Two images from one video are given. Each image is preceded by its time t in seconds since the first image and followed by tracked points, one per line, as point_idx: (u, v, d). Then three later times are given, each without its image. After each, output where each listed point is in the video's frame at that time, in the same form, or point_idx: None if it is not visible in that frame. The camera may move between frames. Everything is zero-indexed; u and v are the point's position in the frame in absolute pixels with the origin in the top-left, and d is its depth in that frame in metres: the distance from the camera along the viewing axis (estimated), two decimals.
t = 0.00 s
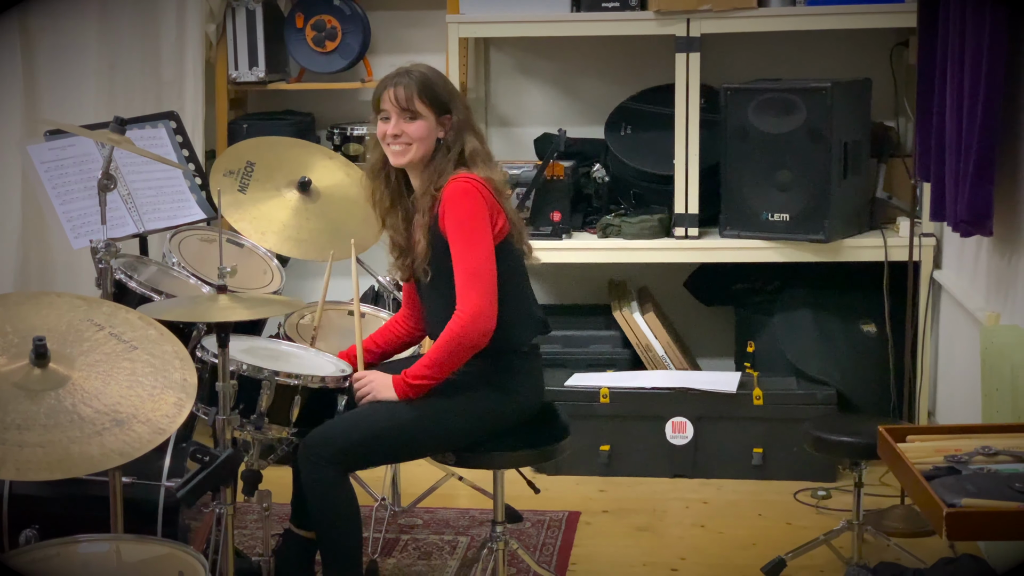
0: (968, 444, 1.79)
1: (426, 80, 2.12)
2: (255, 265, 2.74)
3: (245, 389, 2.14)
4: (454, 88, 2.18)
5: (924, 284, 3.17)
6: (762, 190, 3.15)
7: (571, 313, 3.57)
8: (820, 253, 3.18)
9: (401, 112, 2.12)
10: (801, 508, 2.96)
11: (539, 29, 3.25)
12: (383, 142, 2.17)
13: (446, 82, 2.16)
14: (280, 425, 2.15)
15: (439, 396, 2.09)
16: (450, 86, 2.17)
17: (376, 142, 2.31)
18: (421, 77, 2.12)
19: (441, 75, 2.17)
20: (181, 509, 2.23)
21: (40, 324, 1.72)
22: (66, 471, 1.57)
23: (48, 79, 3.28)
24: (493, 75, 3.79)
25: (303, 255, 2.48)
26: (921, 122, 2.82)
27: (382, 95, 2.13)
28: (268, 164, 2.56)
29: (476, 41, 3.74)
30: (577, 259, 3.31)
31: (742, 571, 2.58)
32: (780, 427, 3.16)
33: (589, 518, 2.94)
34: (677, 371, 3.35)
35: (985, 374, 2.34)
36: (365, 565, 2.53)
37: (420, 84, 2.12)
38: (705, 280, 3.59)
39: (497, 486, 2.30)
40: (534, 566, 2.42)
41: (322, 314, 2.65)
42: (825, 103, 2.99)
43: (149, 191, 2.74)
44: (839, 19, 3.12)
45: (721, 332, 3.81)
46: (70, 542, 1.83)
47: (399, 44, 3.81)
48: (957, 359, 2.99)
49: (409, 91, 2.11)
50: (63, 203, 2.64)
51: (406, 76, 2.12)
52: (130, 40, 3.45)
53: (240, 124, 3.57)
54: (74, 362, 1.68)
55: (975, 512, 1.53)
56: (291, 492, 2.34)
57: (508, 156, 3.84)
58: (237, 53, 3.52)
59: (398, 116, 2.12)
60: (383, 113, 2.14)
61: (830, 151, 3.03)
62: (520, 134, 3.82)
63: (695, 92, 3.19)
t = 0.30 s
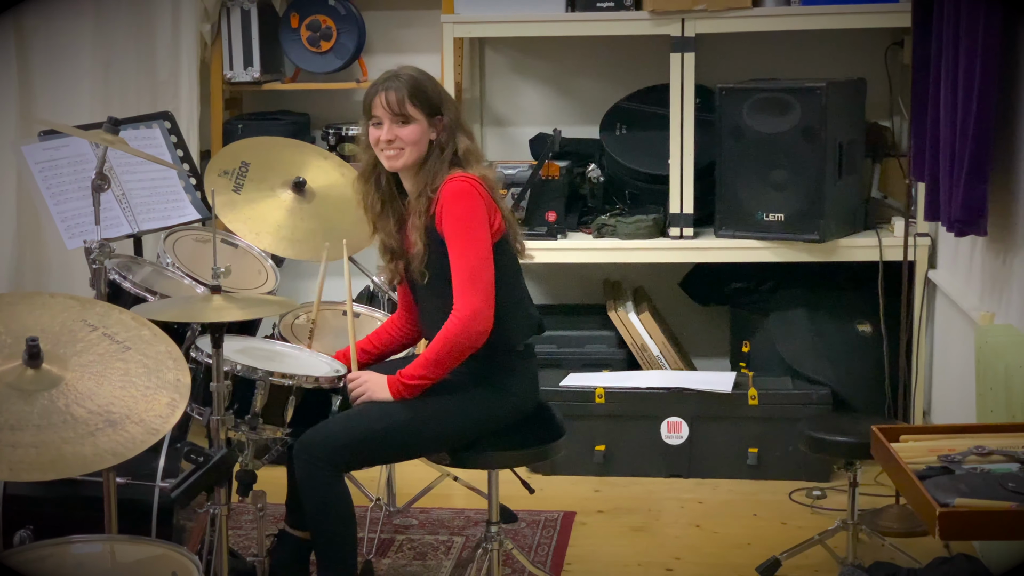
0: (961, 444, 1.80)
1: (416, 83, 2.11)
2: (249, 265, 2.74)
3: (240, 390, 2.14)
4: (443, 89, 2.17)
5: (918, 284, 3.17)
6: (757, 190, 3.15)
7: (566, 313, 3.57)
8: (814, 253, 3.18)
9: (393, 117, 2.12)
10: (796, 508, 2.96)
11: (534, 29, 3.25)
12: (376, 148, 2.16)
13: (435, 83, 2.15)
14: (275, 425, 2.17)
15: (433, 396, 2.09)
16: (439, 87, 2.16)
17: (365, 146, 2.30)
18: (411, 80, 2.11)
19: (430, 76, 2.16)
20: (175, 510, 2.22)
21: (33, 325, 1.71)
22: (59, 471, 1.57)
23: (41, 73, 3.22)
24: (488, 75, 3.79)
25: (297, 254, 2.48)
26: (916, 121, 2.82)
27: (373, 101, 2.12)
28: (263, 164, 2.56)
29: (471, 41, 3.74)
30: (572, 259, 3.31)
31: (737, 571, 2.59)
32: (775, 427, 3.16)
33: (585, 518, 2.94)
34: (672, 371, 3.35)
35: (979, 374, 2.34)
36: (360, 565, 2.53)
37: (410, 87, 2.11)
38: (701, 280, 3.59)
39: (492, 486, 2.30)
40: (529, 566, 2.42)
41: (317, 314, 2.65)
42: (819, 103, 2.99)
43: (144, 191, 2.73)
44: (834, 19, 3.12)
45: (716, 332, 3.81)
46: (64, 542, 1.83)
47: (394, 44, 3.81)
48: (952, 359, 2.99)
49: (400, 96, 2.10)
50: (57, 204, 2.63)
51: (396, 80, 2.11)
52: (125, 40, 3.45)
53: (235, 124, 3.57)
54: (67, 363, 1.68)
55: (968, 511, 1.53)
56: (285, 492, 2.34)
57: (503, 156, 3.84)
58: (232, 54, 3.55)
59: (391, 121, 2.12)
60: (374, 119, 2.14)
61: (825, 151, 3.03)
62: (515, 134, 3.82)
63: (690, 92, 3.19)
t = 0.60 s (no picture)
0: (961, 444, 1.80)
1: (413, 83, 2.11)
2: (248, 265, 2.74)
3: (238, 390, 2.13)
4: (441, 89, 2.17)
5: (917, 284, 3.17)
6: (756, 190, 3.15)
7: (564, 313, 3.57)
8: (813, 253, 3.18)
9: (391, 117, 2.11)
10: (795, 509, 2.96)
11: (533, 29, 3.25)
12: (374, 148, 2.16)
13: (433, 83, 2.15)
14: (274, 425, 2.15)
15: (432, 396, 2.09)
16: (437, 87, 2.16)
17: (363, 147, 2.29)
18: (409, 80, 2.11)
19: (428, 76, 2.16)
20: (174, 510, 2.22)
21: (32, 325, 1.71)
22: (58, 472, 1.56)
23: (40, 74, 3.23)
24: (487, 75, 3.79)
25: (296, 255, 2.48)
26: (914, 122, 2.82)
27: (371, 100, 2.13)
28: (261, 164, 2.55)
29: (470, 42, 3.74)
30: (570, 260, 3.31)
31: (736, 571, 2.59)
32: (774, 427, 3.16)
33: (584, 518, 2.94)
34: (670, 371, 3.35)
35: (977, 374, 2.34)
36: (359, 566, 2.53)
37: (408, 87, 2.11)
38: (699, 281, 3.59)
39: (490, 487, 2.30)
40: (528, 567, 2.42)
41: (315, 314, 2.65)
42: (818, 103, 2.99)
43: (142, 191, 2.73)
44: (833, 19, 3.12)
45: (715, 332, 3.81)
46: (62, 543, 1.82)
47: (392, 44, 3.81)
48: (951, 359, 2.99)
49: (397, 95, 2.10)
50: (55, 204, 2.63)
51: (394, 80, 2.11)
52: (123, 40, 3.44)
53: (233, 124, 3.56)
54: (66, 364, 1.68)
55: (968, 512, 1.53)
56: (283, 493, 2.34)
57: (501, 155, 3.84)
58: (230, 53, 3.55)
59: (389, 121, 2.12)
60: (373, 119, 2.14)
61: (824, 151, 3.03)
62: (513, 134, 3.82)
63: (688, 92, 3.19)
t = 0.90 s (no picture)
0: (960, 446, 1.80)
1: (393, 83, 2.11)
2: (246, 266, 2.74)
3: (237, 391, 2.13)
4: (430, 90, 2.13)
5: (916, 285, 3.17)
6: (755, 190, 3.15)
7: (563, 314, 3.57)
8: (811, 254, 3.19)
9: (371, 115, 2.14)
10: (794, 509, 2.97)
11: (532, 29, 3.25)
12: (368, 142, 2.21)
13: (422, 84, 2.12)
14: (273, 427, 2.15)
15: (431, 399, 2.09)
16: (428, 88, 2.13)
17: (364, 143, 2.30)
18: (390, 80, 2.11)
19: (418, 75, 2.14)
20: (173, 511, 2.22)
21: (31, 327, 1.71)
22: (57, 474, 1.56)
23: (39, 74, 3.23)
24: (485, 75, 3.79)
25: (296, 256, 2.47)
26: (913, 123, 2.83)
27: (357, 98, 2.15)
28: (260, 164, 2.55)
29: (468, 42, 3.74)
30: (569, 260, 3.31)
31: (735, 572, 2.59)
32: (772, 427, 3.16)
33: (582, 519, 2.94)
34: (669, 371, 3.35)
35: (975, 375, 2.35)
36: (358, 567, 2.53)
37: (386, 87, 2.11)
38: (697, 281, 3.59)
39: (489, 488, 2.30)
40: (526, 567, 2.42)
41: (314, 316, 2.65)
42: (817, 104, 2.99)
43: (141, 192, 2.72)
44: (831, 20, 3.12)
45: (713, 332, 3.81)
46: (61, 545, 1.82)
47: (391, 45, 3.81)
48: (949, 360, 2.99)
49: (374, 94, 2.11)
50: (53, 205, 2.63)
51: (377, 80, 2.13)
52: (122, 41, 3.44)
53: (232, 125, 3.56)
54: (65, 366, 1.68)
55: (968, 514, 1.53)
56: (282, 494, 2.34)
57: (500, 156, 3.84)
58: (229, 54, 3.55)
59: (369, 119, 2.15)
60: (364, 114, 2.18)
61: (822, 152, 3.04)
62: (512, 135, 3.82)
63: (687, 92, 3.19)
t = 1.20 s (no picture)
0: (960, 450, 1.80)
1: (380, 84, 2.15)
2: (245, 269, 2.74)
3: (238, 394, 2.13)
4: (416, 91, 2.14)
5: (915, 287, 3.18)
6: (754, 193, 3.15)
7: (562, 316, 3.57)
8: (810, 256, 3.19)
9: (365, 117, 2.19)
10: (793, 511, 2.97)
11: (531, 31, 3.25)
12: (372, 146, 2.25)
13: (406, 85, 2.14)
14: (273, 430, 2.15)
15: (432, 402, 2.09)
16: (411, 89, 2.14)
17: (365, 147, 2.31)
18: (378, 81, 2.16)
19: (407, 78, 2.15)
20: (173, 514, 2.22)
21: (33, 331, 1.71)
22: (59, 478, 1.56)
23: (39, 75, 3.21)
24: (484, 77, 3.79)
25: (295, 259, 2.48)
26: (912, 126, 2.83)
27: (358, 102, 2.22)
28: (260, 166, 2.55)
29: (468, 44, 3.74)
30: (568, 262, 3.32)
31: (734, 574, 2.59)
32: (771, 429, 3.16)
33: (582, 521, 2.95)
34: (668, 373, 3.35)
35: (974, 378, 2.36)
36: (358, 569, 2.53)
37: (374, 88, 2.16)
38: (696, 283, 3.59)
39: (489, 491, 2.30)
40: (526, 570, 2.43)
41: (314, 318, 2.65)
42: (816, 107, 3.00)
43: (141, 195, 2.73)
44: (830, 22, 3.12)
45: (712, 334, 3.81)
46: (63, 549, 1.82)
47: (390, 46, 3.81)
48: (948, 362, 3.00)
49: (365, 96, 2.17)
50: (53, 208, 2.63)
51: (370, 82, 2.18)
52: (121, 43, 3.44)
53: (231, 127, 3.56)
54: (67, 369, 1.68)
55: (969, 518, 1.54)
56: (283, 497, 2.34)
57: (499, 157, 3.84)
58: (228, 56, 3.55)
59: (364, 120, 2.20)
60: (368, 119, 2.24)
61: (821, 154, 3.04)
62: (511, 137, 3.82)
63: (687, 95, 3.19)
